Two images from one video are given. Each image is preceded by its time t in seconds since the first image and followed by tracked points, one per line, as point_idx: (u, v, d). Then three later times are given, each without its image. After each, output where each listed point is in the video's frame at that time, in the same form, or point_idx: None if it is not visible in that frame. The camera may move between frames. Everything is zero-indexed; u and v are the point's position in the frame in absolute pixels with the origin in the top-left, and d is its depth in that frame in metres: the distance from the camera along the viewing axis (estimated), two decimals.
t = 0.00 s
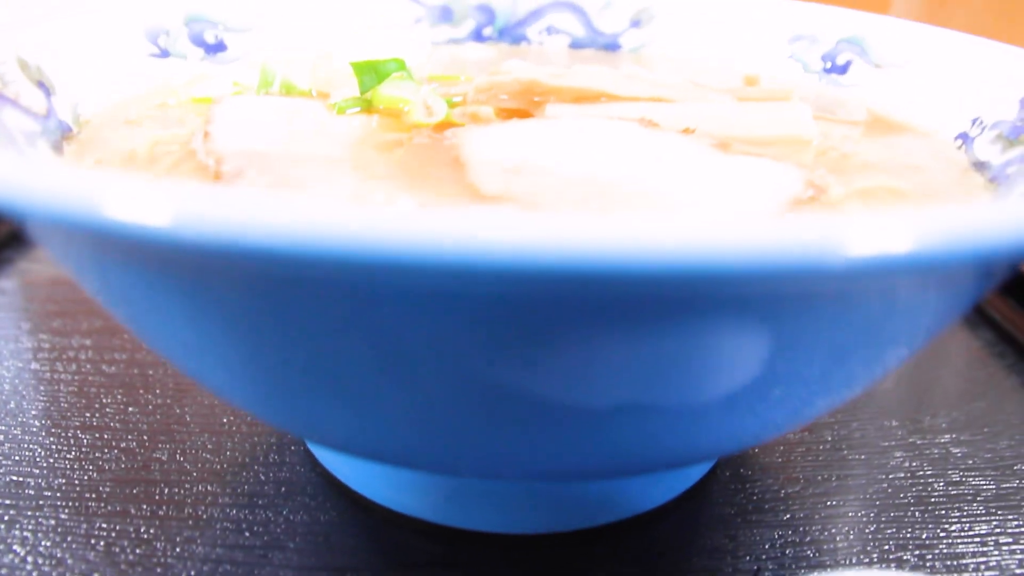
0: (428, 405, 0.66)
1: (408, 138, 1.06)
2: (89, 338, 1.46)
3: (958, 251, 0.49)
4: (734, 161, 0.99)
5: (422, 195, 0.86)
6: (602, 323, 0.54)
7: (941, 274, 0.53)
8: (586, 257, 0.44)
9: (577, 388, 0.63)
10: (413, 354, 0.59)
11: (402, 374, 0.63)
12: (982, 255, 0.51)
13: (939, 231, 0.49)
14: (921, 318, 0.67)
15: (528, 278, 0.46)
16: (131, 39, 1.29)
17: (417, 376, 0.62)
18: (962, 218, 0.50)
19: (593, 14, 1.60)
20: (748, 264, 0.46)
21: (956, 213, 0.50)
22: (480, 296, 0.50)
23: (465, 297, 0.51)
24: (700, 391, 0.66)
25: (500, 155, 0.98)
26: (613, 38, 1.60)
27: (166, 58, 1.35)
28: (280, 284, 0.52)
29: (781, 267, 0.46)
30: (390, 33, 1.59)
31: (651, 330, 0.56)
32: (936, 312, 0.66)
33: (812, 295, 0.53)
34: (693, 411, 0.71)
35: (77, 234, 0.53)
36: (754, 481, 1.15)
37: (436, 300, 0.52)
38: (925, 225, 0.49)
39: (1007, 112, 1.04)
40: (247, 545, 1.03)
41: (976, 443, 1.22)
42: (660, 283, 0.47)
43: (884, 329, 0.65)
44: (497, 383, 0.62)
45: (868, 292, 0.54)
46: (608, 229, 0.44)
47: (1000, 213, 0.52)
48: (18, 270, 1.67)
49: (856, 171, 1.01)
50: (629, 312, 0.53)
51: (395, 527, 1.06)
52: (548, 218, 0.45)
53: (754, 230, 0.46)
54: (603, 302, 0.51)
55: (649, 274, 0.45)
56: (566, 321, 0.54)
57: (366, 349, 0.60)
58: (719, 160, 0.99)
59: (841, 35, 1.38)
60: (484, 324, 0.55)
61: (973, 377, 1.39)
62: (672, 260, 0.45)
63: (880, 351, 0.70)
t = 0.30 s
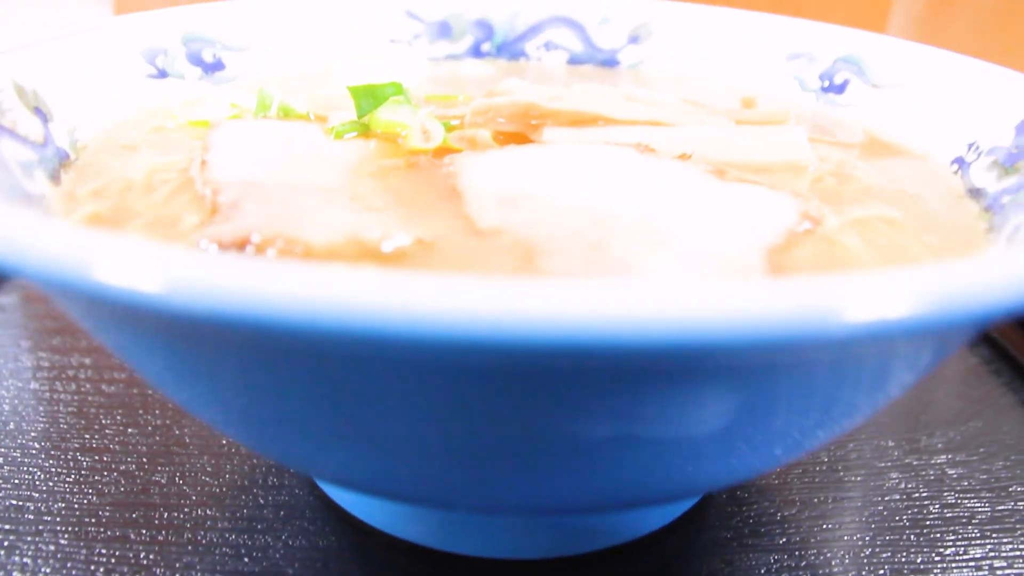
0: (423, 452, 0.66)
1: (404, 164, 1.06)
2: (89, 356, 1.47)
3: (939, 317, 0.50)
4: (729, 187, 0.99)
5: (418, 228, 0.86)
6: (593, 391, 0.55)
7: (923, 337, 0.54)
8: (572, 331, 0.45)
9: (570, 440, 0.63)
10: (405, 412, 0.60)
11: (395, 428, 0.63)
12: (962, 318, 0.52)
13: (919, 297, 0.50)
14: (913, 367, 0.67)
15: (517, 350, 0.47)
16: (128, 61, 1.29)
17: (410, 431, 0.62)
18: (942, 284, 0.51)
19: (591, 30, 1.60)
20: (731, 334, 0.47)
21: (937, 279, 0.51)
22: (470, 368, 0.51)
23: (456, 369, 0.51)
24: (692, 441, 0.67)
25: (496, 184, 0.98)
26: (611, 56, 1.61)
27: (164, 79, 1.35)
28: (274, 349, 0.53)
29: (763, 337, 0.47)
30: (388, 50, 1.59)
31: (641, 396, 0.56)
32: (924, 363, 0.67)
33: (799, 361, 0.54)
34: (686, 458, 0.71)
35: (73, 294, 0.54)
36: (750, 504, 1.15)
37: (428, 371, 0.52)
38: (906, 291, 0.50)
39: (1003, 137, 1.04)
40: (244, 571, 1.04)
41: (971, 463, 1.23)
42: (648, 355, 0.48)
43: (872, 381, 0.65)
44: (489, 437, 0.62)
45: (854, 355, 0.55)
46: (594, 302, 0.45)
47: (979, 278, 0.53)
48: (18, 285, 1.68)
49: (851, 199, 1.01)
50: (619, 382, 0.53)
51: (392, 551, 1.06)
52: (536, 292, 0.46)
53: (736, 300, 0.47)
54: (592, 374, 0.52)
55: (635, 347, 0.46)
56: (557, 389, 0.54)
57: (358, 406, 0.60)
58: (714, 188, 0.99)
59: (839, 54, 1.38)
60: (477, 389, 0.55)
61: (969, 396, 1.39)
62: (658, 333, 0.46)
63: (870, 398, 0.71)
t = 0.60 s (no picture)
0: (419, 491, 0.67)
1: (402, 189, 1.06)
2: (88, 373, 1.47)
3: (929, 371, 0.51)
4: (725, 213, 0.99)
5: (415, 260, 0.87)
6: (589, 444, 0.55)
7: (915, 389, 0.54)
8: (568, 391, 0.46)
9: (568, 482, 0.63)
10: (406, 456, 0.60)
11: (390, 470, 0.63)
12: (953, 371, 0.52)
13: (910, 352, 0.50)
14: (909, 408, 0.68)
15: (512, 409, 0.48)
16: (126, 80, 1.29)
17: (410, 472, 0.63)
18: (933, 338, 0.52)
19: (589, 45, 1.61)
20: (724, 393, 0.47)
21: (927, 333, 0.52)
22: (466, 425, 0.51)
23: (452, 426, 0.52)
24: (686, 482, 0.67)
25: (494, 210, 0.99)
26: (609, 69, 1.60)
27: (162, 98, 1.35)
28: (270, 402, 0.53)
29: (757, 396, 0.48)
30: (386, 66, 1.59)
31: (636, 447, 0.57)
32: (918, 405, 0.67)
33: (793, 414, 0.54)
34: (680, 497, 0.71)
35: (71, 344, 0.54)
36: (747, 522, 1.15)
37: (424, 427, 0.53)
38: (900, 347, 0.50)
39: (999, 162, 1.05)
40: None
41: (967, 482, 1.23)
42: (643, 415, 0.48)
43: (866, 424, 0.66)
44: (488, 479, 0.63)
45: (848, 407, 0.56)
46: (589, 363, 0.46)
47: (969, 332, 0.53)
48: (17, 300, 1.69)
49: (846, 225, 1.02)
50: (615, 437, 0.54)
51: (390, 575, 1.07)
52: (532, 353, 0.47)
53: (729, 359, 0.48)
54: (588, 431, 0.52)
55: (629, 407, 0.47)
56: (553, 443, 0.55)
57: (358, 450, 0.60)
58: (710, 214, 0.99)
59: (837, 72, 1.38)
60: (476, 441, 0.56)
61: (965, 413, 1.40)
62: (652, 393, 0.47)
63: (864, 437, 0.72)
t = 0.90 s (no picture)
0: (418, 528, 0.67)
1: (401, 212, 1.07)
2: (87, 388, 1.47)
3: (925, 425, 0.52)
4: (723, 238, 1.00)
5: (414, 289, 0.87)
6: (587, 496, 0.56)
7: (909, 441, 0.55)
8: (563, 452, 0.46)
9: (564, 525, 0.63)
10: (402, 501, 0.60)
11: (392, 512, 0.64)
12: (949, 424, 0.53)
13: (907, 408, 0.51)
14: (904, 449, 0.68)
15: (512, 469, 0.48)
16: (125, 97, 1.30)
17: (407, 513, 0.63)
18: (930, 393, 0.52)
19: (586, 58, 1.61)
20: (723, 450, 0.48)
21: (925, 388, 0.53)
22: (463, 480, 0.52)
23: (451, 480, 0.52)
24: (682, 522, 0.68)
25: (493, 235, 0.99)
26: (607, 81, 1.60)
27: (161, 114, 1.35)
28: (267, 454, 0.54)
29: (753, 452, 0.48)
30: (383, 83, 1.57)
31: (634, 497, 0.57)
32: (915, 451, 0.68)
33: (791, 466, 0.54)
34: (676, 534, 0.72)
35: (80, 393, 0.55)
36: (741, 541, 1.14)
37: (424, 480, 0.53)
38: (896, 402, 0.51)
39: (994, 184, 1.05)
40: None
41: (961, 500, 1.24)
42: (641, 472, 0.49)
43: (862, 471, 0.66)
44: (485, 521, 0.63)
45: (843, 458, 0.56)
46: (585, 423, 0.46)
47: (963, 385, 0.54)
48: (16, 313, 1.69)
49: (842, 249, 1.02)
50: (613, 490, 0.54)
51: None
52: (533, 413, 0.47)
53: (724, 417, 0.48)
54: (585, 486, 0.52)
55: (630, 465, 0.47)
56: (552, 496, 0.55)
57: (355, 495, 0.61)
58: (707, 240, 1.00)
59: (833, 88, 1.38)
60: (472, 492, 0.56)
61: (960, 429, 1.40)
62: (647, 451, 0.47)
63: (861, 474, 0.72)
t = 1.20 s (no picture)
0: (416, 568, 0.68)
1: (400, 234, 1.08)
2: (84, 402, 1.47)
3: (920, 479, 0.53)
4: (719, 261, 1.01)
5: (413, 318, 0.88)
6: (588, 553, 0.56)
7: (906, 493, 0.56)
8: (563, 514, 0.47)
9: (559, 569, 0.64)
10: (399, 550, 0.61)
11: (388, 557, 0.64)
12: (938, 478, 0.54)
13: (904, 463, 0.52)
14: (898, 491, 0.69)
15: (515, 530, 0.49)
16: (124, 113, 1.30)
17: (403, 558, 0.64)
18: (918, 448, 0.53)
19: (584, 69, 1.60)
20: (712, 509, 0.49)
21: (913, 442, 0.54)
22: (458, 537, 0.53)
23: (447, 537, 0.53)
24: (678, 564, 0.68)
25: (491, 260, 1.00)
26: (604, 91, 1.60)
27: (159, 129, 1.35)
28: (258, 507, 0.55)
29: (749, 511, 0.49)
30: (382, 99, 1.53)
31: (627, 552, 0.57)
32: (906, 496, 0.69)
33: (792, 522, 0.55)
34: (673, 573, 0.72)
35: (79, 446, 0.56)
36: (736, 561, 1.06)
37: (423, 537, 0.54)
38: (893, 457, 0.52)
39: (989, 207, 1.06)
40: None
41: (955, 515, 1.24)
42: (638, 532, 0.49)
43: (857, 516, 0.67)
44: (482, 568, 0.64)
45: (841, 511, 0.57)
46: (583, 484, 0.47)
47: (951, 437, 0.55)
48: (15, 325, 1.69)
49: (837, 273, 1.03)
50: (610, 547, 0.55)
51: None
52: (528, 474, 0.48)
53: (722, 477, 0.49)
54: (584, 546, 0.53)
55: (623, 525, 0.48)
56: (549, 552, 0.56)
57: (354, 544, 0.62)
58: (703, 264, 1.01)
59: (831, 102, 1.39)
60: (469, 547, 0.57)
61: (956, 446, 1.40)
62: (649, 513, 0.48)
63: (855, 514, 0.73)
